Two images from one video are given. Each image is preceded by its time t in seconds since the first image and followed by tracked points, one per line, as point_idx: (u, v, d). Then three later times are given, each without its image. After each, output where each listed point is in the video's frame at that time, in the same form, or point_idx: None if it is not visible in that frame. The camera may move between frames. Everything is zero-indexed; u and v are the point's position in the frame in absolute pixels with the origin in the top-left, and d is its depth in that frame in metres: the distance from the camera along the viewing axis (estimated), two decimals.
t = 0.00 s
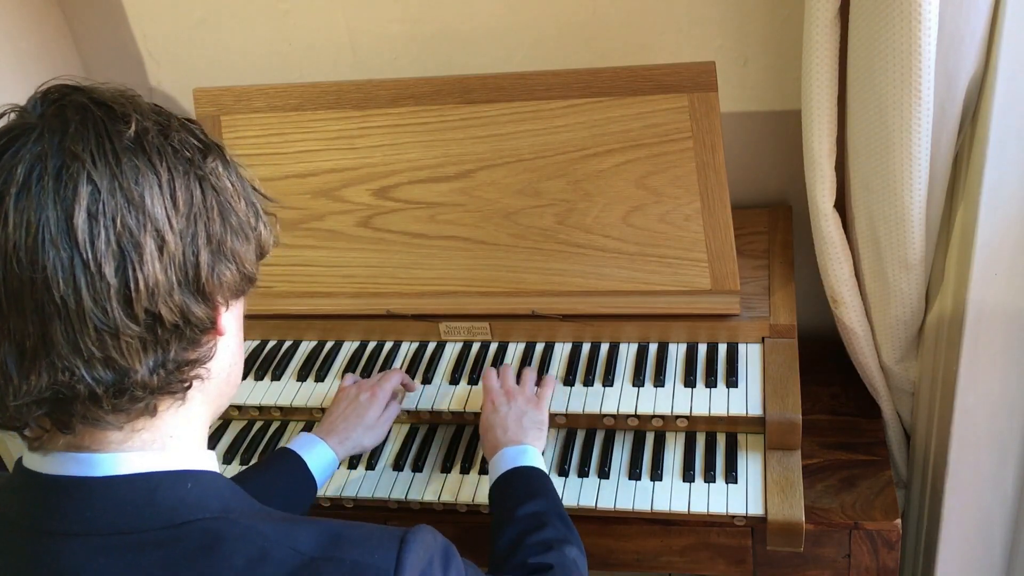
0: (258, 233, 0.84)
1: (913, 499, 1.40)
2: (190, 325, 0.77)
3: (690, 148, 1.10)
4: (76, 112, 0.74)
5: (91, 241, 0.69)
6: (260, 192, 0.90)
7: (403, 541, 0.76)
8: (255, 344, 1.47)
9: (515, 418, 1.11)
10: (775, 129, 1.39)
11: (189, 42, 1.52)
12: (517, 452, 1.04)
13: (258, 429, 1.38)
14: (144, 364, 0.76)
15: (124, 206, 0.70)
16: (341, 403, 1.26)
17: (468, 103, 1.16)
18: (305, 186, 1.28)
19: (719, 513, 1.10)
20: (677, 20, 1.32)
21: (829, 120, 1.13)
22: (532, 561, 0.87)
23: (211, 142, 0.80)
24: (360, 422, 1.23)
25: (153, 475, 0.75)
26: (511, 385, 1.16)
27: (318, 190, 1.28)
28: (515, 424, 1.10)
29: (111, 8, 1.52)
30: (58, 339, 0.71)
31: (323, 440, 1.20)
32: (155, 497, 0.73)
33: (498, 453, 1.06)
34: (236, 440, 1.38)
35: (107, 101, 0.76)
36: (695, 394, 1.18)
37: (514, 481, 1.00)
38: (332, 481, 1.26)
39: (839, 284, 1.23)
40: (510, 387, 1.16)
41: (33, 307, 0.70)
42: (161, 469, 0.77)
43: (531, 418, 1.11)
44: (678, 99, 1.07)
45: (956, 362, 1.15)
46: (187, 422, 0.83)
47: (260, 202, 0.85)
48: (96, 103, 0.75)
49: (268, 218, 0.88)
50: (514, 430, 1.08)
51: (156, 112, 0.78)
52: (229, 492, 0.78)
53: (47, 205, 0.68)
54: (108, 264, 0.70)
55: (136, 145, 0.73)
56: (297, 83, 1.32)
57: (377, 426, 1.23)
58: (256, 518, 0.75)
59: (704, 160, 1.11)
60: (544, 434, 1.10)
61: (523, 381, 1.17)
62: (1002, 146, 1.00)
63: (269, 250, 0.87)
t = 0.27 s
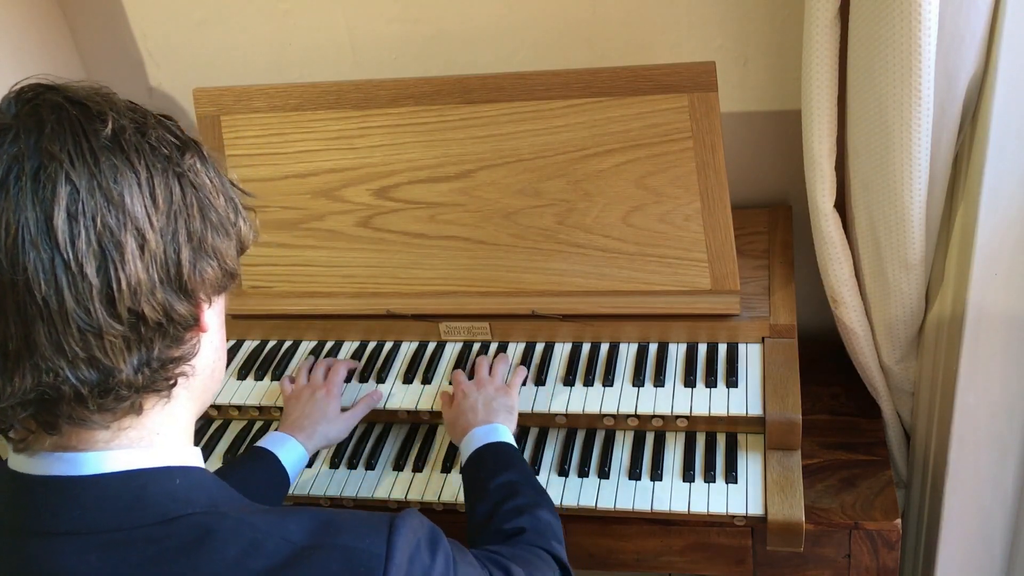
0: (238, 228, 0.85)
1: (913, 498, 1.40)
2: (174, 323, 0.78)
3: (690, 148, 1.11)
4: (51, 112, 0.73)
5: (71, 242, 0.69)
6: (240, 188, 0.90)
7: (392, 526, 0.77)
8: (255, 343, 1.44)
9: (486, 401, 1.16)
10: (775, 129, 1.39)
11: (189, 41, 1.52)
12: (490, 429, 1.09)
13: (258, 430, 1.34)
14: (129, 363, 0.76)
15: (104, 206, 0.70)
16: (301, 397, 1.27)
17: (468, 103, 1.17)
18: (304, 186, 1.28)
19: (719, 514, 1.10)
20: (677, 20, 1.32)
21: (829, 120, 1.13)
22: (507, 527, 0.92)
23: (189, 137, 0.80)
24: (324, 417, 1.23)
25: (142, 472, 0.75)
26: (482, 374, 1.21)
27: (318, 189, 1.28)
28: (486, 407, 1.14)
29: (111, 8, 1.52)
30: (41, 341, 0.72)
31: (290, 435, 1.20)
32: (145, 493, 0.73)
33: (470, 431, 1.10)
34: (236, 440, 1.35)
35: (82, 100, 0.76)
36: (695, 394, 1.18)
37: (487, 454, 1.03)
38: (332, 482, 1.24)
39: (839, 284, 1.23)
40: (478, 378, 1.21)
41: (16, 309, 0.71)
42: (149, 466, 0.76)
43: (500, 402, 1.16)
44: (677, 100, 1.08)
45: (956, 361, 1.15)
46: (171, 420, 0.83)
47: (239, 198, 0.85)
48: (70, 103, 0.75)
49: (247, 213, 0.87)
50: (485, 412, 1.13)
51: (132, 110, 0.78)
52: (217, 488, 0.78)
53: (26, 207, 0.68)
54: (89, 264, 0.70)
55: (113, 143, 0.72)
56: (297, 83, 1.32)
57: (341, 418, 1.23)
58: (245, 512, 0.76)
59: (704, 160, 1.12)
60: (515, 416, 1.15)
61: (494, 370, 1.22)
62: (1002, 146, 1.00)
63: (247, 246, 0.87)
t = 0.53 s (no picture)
0: (229, 231, 0.84)
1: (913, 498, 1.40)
2: (166, 324, 0.77)
3: (690, 148, 1.12)
4: (40, 113, 0.73)
5: (64, 243, 0.69)
6: (228, 190, 0.90)
7: (385, 524, 0.77)
8: (255, 343, 1.44)
9: (452, 390, 1.18)
10: (775, 129, 1.39)
11: (189, 42, 1.52)
12: (455, 417, 1.11)
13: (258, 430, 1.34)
14: (121, 364, 0.76)
15: (96, 207, 0.70)
16: (305, 390, 1.27)
17: (469, 103, 1.17)
18: (305, 186, 1.28)
19: (719, 514, 1.10)
20: (677, 20, 1.32)
21: (830, 120, 1.13)
22: (478, 515, 0.93)
23: (178, 139, 0.80)
24: (330, 410, 1.23)
25: (134, 477, 0.75)
26: (451, 361, 1.23)
27: (318, 189, 1.28)
28: (453, 395, 1.17)
29: (111, 9, 1.52)
30: (33, 343, 0.72)
31: (295, 427, 1.21)
32: (136, 499, 0.73)
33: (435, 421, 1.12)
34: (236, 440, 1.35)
35: (71, 101, 0.75)
36: (695, 394, 1.18)
37: (456, 445, 1.04)
38: (332, 483, 1.24)
39: (839, 284, 1.23)
40: (448, 365, 1.22)
41: (9, 312, 0.71)
42: (139, 470, 0.76)
43: (467, 391, 1.18)
44: (678, 99, 1.09)
45: (956, 362, 1.15)
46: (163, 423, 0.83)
47: (229, 200, 0.85)
48: (60, 104, 0.74)
49: (237, 216, 0.87)
50: (452, 401, 1.15)
51: (121, 111, 0.77)
52: (210, 491, 0.78)
53: (17, 208, 0.68)
54: (82, 266, 0.70)
55: (105, 145, 0.72)
56: (297, 83, 1.32)
57: (345, 413, 1.23)
58: (238, 514, 0.76)
59: (704, 160, 1.12)
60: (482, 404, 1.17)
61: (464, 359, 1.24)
62: (1002, 146, 1.00)
63: (238, 248, 0.87)
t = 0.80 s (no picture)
0: (249, 249, 0.87)
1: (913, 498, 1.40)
2: (182, 330, 0.79)
3: (690, 148, 1.12)
4: (76, 117, 0.75)
5: (90, 240, 0.70)
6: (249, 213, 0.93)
7: (387, 556, 0.80)
8: (255, 343, 1.44)
9: (467, 479, 1.12)
10: (776, 129, 1.39)
11: (189, 42, 1.52)
12: (466, 507, 1.07)
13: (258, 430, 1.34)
14: (135, 367, 0.77)
15: (123, 207, 0.72)
16: (301, 391, 1.28)
17: (469, 103, 1.17)
18: (304, 186, 1.28)
19: (719, 514, 1.10)
20: (677, 20, 1.32)
21: (829, 120, 1.13)
22: None
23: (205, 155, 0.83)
24: (323, 409, 1.24)
25: (134, 489, 0.76)
26: (468, 446, 1.17)
27: (318, 189, 1.28)
28: (467, 484, 1.11)
29: (111, 8, 1.52)
30: (51, 337, 0.72)
31: (289, 427, 1.22)
32: (135, 512, 0.75)
33: (446, 511, 1.07)
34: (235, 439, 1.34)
35: (106, 109, 0.78)
36: (695, 394, 1.18)
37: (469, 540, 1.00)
38: (332, 482, 1.24)
39: (839, 284, 1.23)
40: (467, 453, 1.16)
41: (28, 305, 0.71)
42: (139, 483, 0.78)
43: (483, 481, 1.12)
44: (678, 100, 1.09)
45: (956, 363, 1.15)
46: (168, 434, 0.85)
47: (250, 219, 0.88)
48: (96, 111, 0.77)
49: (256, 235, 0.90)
50: (467, 490, 1.10)
51: (154, 123, 0.80)
52: (208, 505, 0.80)
53: (48, 203, 0.70)
54: (106, 263, 0.71)
55: (136, 150, 0.75)
56: (297, 83, 1.33)
57: (339, 412, 1.24)
58: (236, 533, 0.78)
59: (704, 160, 1.12)
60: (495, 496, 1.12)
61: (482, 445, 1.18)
62: (1002, 147, 1.00)
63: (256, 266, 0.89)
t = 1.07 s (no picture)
0: (247, 263, 0.87)
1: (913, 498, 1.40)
2: (175, 354, 0.79)
3: (690, 148, 1.12)
4: (70, 132, 0.75)
5: (81, 265, 0.70)
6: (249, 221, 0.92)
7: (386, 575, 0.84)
8: (255, 343, 1.44)
9: (464, 508, 1.12)
10: (776, 129, 1.39)
11: (189, 41, 1.52)
12: (460, 537, 1.07)
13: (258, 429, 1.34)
14: (126, 393, 0.77)
15: (116, 230, 0.72)
16: (294, 395, 1.28)
17: (469, 103, 1.17)
18: (304, 186, 1.28)
19: (719, 514, 1.10)
20: (677, 20, 1.32)
21: (830, 121, 1.13)
22: None
23: (203, 168, 0.83)
24: (314, 415, 1.25)
25: (130, 512, 0.78)
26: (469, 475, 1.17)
27: (318, 189, 1.28)
28: (464, 513, 1.11)
29: (111, 8, 1.52)
30: (40, 364, 0.72)
31: (280, 433, 1.23)
32: (131, 533, 0.77)
33: (439, 537, 1.08)
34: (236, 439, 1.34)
35: (101, 122, 0.77)
36: (695, 394, 1.18)
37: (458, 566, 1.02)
38: (332, 482, 1.24)
39: (839, 284, 1.23)
40: (466, 481, 1.16)
41: (17, 329, 0.71)
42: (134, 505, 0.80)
43: (480, 511, 1.12)
44: (678, 99, 1.09)
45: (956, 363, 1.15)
46: (162, 454, 0.86)
47: (248, 232, 0.88)
48: (90, 124, 0.76)
49: (255, 247, 0.90)
50: (461, 518, 1.10)
51: (151, 137, 0.80)
52: (204, 527, 0.82)
53: (38, 225, 0.69)
54: (96, 288, 0.71)
55: (131, 169, 0.74)
56: (297, 83, 1.33)
57: (330, 418, 1.24)
58: (232, 556, 0.80)
59: (704, 160, 1.12)
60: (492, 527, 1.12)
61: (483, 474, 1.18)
62: (1002, 147, 1.00)
63: (253, 279, 0.90)
